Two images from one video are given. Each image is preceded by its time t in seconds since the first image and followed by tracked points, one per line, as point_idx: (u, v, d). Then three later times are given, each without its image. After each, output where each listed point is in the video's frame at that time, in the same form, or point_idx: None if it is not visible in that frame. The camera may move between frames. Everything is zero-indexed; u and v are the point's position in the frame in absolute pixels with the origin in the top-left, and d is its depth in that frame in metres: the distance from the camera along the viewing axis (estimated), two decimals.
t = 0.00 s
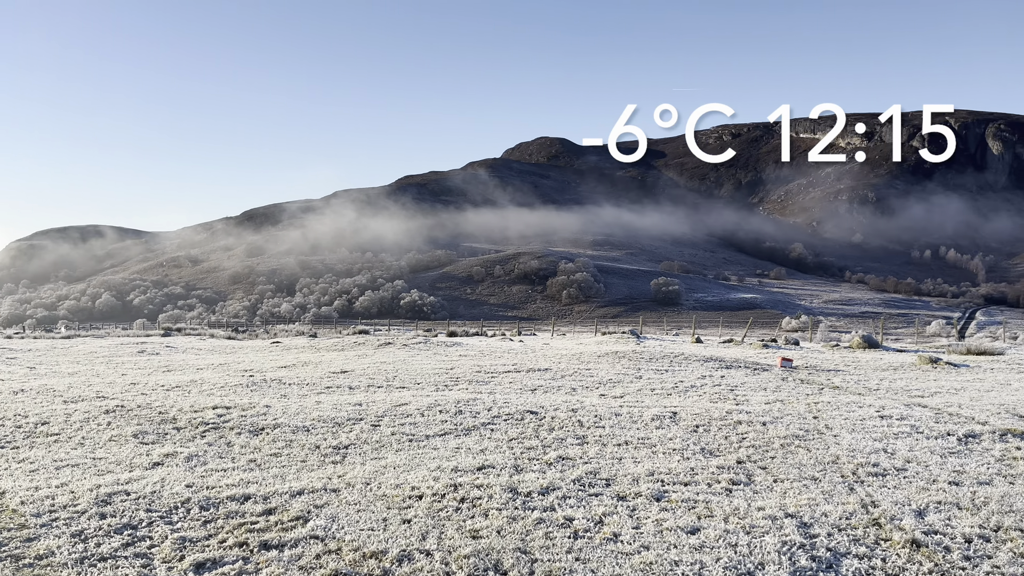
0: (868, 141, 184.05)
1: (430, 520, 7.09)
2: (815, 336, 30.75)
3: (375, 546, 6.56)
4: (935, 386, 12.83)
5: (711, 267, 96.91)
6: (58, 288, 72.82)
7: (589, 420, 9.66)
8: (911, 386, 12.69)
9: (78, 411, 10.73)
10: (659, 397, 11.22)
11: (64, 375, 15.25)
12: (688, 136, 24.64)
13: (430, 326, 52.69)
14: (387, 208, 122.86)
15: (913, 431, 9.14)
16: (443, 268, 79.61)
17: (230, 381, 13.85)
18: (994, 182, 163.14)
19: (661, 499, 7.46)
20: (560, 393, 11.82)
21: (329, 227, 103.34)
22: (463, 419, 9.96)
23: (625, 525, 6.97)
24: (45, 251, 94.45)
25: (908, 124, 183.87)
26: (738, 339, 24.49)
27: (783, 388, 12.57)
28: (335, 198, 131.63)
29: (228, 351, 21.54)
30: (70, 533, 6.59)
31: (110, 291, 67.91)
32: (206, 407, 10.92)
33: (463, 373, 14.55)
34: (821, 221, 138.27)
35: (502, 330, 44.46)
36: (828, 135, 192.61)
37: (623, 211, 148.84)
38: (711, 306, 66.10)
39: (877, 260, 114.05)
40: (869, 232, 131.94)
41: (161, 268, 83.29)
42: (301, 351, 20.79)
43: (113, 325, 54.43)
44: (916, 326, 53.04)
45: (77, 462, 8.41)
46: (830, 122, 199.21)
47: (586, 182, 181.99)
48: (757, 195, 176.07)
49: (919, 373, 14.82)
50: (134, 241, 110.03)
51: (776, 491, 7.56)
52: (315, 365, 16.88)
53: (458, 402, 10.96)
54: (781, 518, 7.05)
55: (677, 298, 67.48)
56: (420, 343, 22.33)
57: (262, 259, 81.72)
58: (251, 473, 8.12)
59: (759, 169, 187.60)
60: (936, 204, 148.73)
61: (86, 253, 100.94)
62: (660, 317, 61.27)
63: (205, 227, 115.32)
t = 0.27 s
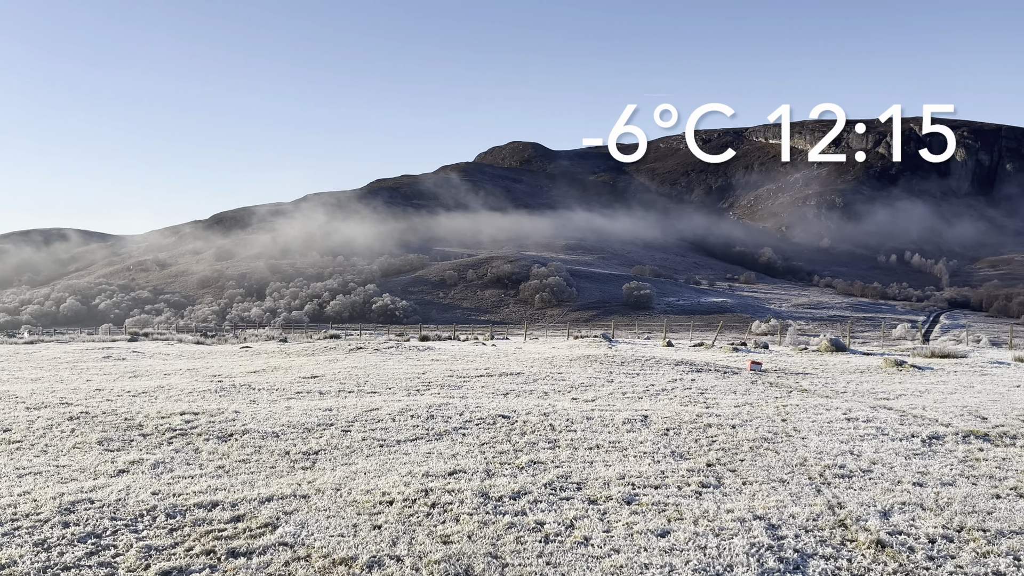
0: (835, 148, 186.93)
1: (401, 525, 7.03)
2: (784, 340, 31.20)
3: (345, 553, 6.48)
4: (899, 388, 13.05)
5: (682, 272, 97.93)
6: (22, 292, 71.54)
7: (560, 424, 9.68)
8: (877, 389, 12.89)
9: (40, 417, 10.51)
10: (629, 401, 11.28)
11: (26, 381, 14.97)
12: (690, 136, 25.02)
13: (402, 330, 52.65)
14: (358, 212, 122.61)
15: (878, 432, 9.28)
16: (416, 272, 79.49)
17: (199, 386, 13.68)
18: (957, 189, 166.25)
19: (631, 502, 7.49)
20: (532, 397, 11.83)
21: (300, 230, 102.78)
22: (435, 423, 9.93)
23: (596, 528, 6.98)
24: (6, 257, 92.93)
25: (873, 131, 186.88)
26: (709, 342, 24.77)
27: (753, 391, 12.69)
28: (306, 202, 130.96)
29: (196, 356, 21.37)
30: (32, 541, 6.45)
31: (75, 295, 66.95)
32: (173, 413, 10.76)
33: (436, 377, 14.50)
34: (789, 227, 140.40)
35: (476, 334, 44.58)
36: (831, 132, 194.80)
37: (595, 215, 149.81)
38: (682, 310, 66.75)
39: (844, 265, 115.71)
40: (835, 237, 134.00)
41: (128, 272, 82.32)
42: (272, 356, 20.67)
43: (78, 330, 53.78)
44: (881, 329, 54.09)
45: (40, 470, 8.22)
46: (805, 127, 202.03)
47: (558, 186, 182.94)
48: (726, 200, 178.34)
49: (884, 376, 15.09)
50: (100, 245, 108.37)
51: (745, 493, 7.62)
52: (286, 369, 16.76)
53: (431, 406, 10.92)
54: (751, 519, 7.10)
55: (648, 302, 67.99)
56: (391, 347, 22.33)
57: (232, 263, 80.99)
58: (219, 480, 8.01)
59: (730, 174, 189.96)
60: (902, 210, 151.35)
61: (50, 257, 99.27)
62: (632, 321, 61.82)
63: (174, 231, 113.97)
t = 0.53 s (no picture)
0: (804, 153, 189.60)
1: (371, 532, 6.97)
2: (753, 343, 31.55)
3: (314, 560, 6.40)
4: (867, 390, 13.20)
5: (655, 276, 98.77)
6: None
7: (532, 428, 9.69)
8: (845, 392, 13.04)
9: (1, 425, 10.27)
10: (601, 405, 11.32)
11: None
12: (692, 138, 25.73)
13: (374, 334, 52.47)
14: (329, 216, 122.00)
15: (846, 434, 9.41)
16: (388, 276, 79.23)
17: (166, 392, 13.46)
18: (921, 194, 169.27)
19: (602, 506, 7.50)
20: (505, 401, 11.83)
21: (269, 234, 101.93)
22: (406, 428, 9.88)
23: (567, 532, 6.98)
24: None
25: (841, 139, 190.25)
26: (680, 345, 24.97)
27: (723, 394, 12.78)
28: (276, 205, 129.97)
29: (164, 361, 21.08)
30: None
31: (39, 299, 65.73)
32: (139, 419, 10.61)
33: (408, 382, 14.41)
34: (759, 231, 142.05)
35: (450, 338, 44.38)
36: (826, 137, 198.57)
37: (567, 219, 150.40)
38: (654, 314, 67.20)
39: (813, 268, 117.05)
40: (804, 241, 135.72)
41: (93, 276, 81.18)
42: (240, 361, 20.42)
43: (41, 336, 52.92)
44: (850, 332, 55.01)
45: None
46: (781, 132, 204.77)
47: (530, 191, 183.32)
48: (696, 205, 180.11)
49: (851, 378, 15.28)
50: (64, 249, 106.31)
51: (714, 496, 7.67)
52: (255, 375, 16.56)
53: (402, 411, 10.87)
54: (719, 522, 7.15)
55: (620, 306, 68.37)
56: (363, 352, 22.25)
57: (201, 267, 80.08)
58: (186, 488, 7.90)
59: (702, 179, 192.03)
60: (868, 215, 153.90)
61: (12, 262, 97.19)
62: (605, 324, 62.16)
63: (141, 235, 112.35)
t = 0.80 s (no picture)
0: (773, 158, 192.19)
1: (341, 538, 6.91)
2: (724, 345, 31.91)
3: (282, 566, 6.33)
4: (833, 392, 13.37)
5: (627, 279, 99.46)
6: None
7: (504, 432, 9.68)
8: (812, 394, 13.18)
9: None
10: (574, 408, 11.34)
11: None
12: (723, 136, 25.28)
13: (346, 339, 52.34)
14: (300, 219, 121.26)
15: (813, 436, 9.52)
16: (360, 280, 78.95)
17: (132, 398, 13.25)
18: (886, 199, 172.00)
19: (574, 509, 7.51)
20: (477, 405, 11.79)
21: (239, 238, 100.99)
22: (377, 433, 9.83)
23: (539, 537, 6.97)
24: None
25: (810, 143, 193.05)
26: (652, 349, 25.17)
27: (693, 397, 12.87)
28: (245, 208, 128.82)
29: (130, 367, 20.81)
30: None
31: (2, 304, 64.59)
32: (104, 426, 10.42)
33: (379, 387, 14.32)
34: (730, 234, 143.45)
35: (421, 342, 44.35)
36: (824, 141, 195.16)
37: (540, 223, 150.94)
38: (626, 317, 67.67)
39: (783, 271, 118.53)
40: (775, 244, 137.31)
41: (58, 281, 79.99)
42: (210, 367, 20.23)
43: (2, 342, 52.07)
44: (819, 335, 55.89)
45: None
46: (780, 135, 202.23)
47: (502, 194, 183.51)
48: (668, 209, 181.79)
49: (820, 381, 15.46)
50: (28, 253, 104.20)
51: (685, 498, 7.71)
52: (225, 380, 16.38)
53: (374, 416, 10.81)
54: (689, 523, 7.18)
55: (593, 309, 68.63)
56: (335, 357, 22.16)
57: (169, 271, 79.24)
58: (153, 496, 7.78)
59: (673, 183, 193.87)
60: (835, 219, 156.30)
61: None
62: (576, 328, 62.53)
63: (106, 239, 110.65)
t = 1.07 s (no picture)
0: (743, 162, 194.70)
1: (311, 543, 6.83)
2: (694, 347, 32.25)
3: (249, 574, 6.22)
4: (801, 393, 13.53)
5: (598, 282, 100.01)
6: None
7: (475, 435, 9.65)
8: (780, 395, 13.32)
9: None
10: (546, 410, 11.35)
11: None
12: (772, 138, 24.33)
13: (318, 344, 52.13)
14: (268, 222, 120.25)
15: (782, 436, 9.63)
16: (331, 283, 78.48)
17: (96, 404, 13.02)
18: (852, 204, 174.71)
19: (545, 512, 7.51)
20: (448, 408, 11.76)
21: (206, 240, 99.78)
22: (347, 437, 9.76)
23: (510, 539, 6.96)
24: None
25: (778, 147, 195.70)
26: (624, 352, 25.36)
27: (665, 399, 12.96)
28: (213, 212, 127.42)
29: (96, 372, 20.47)
30: None
31: None
32: (68, 433, 10.23)
33: (349, 391, 14.23)
34: (699, 237, 144.73)
35: (393, 346, 44.20)
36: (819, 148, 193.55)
37: (511, 226, 151.22)
38: (598, 320, 67.96)
39: (751, 274, 119.91)
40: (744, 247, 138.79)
41: (20, 285, 78.47)
42: (178, 371, 19.97)
43: None
44: (787, 336, 56.79)
45: None
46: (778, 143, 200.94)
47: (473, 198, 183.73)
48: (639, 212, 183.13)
49: (788, 382, 15.66)
50: None
51: (655, 499, 7.75)
52: (194, 385, 16.14)
53: (344, 421, 10.74)
54: (659, 525, 7.22)
55: (565, 312, 68.79)
56: (306, 361, 22.00)
57: (135, 275, 78.07)
58: (117, 503, 7.63)
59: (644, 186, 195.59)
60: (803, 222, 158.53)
61: None
62: (548, 331, 62.84)
63: (69, 242, 108.64)
